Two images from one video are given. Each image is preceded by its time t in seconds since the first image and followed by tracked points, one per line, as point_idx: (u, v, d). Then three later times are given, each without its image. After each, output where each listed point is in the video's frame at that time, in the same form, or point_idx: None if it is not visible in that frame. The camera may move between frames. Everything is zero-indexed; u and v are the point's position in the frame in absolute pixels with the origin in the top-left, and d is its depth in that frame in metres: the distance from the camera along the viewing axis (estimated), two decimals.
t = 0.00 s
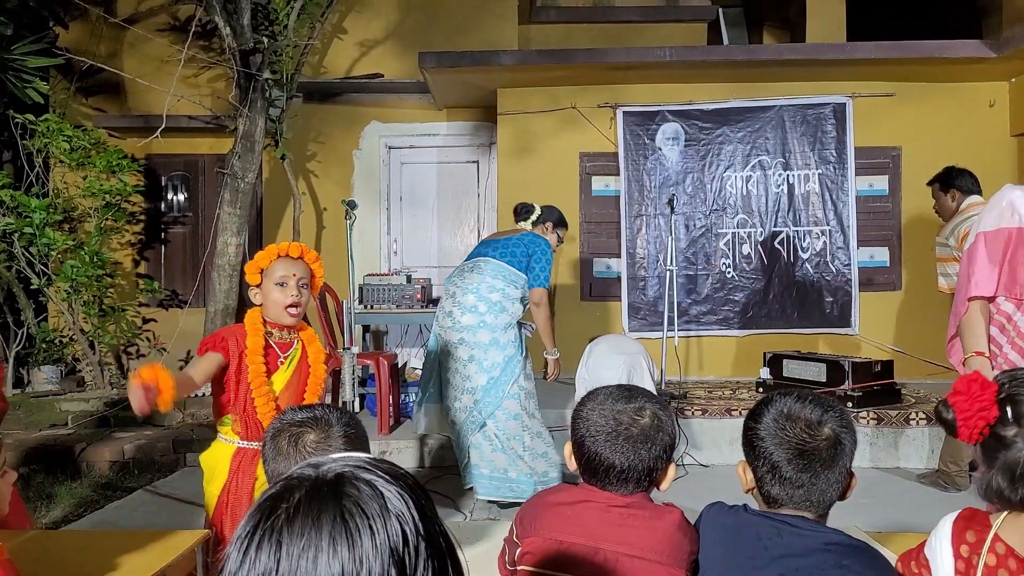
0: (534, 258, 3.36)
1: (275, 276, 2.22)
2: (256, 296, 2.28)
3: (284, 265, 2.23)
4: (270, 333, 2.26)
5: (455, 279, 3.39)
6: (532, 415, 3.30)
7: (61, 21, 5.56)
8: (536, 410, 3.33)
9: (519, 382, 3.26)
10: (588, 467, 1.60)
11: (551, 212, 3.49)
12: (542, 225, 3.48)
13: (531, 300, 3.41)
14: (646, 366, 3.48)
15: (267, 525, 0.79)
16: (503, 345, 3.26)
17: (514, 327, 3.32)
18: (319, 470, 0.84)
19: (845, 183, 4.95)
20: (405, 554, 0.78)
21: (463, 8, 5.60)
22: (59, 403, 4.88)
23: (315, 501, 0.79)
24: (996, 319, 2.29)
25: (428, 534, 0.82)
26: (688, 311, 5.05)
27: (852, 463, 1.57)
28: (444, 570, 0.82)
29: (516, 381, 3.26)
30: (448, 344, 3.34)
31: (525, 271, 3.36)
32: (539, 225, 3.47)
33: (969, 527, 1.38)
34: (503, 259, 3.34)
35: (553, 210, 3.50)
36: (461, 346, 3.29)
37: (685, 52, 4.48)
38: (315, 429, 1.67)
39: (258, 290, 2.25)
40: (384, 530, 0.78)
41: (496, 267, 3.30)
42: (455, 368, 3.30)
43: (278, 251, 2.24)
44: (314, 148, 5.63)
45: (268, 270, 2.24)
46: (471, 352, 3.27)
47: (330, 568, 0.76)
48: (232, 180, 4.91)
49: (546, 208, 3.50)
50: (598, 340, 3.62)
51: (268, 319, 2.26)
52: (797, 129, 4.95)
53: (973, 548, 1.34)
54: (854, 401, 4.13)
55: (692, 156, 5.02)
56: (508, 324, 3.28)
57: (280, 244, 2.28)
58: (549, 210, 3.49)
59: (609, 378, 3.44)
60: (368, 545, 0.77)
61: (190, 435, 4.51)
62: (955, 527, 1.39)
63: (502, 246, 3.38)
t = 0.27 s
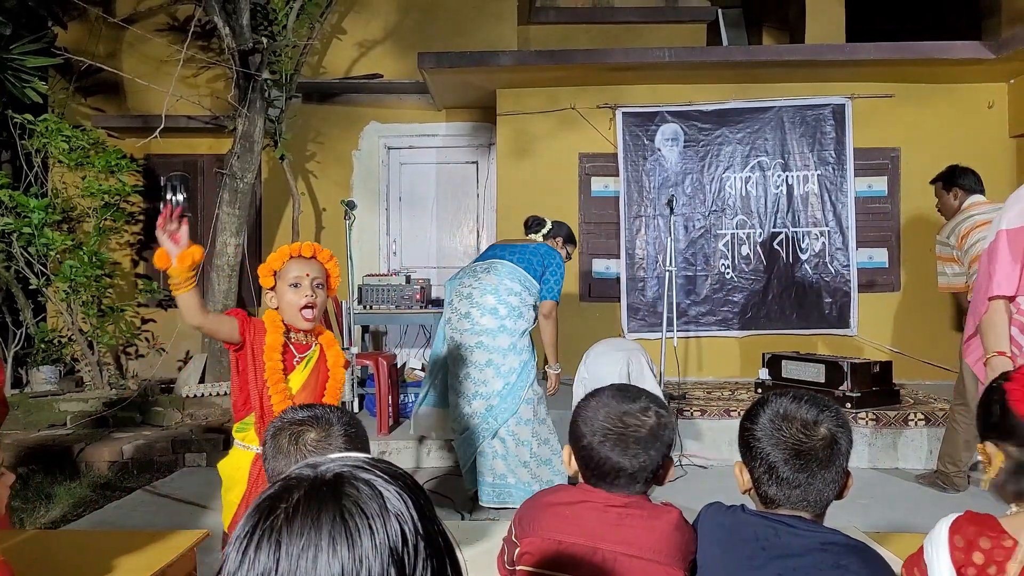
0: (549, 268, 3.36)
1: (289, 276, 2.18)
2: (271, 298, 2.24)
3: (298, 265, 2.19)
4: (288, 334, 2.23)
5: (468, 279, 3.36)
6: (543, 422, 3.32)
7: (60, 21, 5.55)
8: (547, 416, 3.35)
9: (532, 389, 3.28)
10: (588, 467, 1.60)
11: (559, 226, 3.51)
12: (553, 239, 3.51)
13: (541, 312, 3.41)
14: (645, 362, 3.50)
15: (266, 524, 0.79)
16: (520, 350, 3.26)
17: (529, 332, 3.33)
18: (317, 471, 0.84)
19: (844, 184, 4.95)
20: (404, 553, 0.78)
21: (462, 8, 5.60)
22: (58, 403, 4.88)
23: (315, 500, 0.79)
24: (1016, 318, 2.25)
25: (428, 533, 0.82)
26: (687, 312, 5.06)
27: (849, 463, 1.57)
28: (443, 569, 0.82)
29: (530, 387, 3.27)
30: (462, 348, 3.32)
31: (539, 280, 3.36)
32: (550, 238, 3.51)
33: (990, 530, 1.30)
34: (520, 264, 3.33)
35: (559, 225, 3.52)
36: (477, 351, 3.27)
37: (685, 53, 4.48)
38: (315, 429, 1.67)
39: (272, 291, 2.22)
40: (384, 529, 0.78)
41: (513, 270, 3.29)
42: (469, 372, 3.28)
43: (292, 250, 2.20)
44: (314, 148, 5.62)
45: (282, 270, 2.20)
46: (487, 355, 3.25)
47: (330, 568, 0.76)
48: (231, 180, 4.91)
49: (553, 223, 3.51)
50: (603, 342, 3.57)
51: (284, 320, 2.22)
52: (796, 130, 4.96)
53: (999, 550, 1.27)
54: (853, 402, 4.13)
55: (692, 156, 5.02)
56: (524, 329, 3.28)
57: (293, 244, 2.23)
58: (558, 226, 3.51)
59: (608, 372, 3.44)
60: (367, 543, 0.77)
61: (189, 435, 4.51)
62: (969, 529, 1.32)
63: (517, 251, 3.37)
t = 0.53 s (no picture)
0: (552, 264, 3.39)
1: (305, 274, 2.17)
2: (286, 296, 2.24)
3: (313, 263, 2.17)
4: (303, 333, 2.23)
5: (473, 280, 3.37)
6: (547, 424, 3.33)
7: (61, 18, 5.55)
8: (551, 418, 3.36)
9: (538, 390, 3.28)
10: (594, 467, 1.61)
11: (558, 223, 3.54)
12: (554, 236, 3.54)
13: (546, 306, 3.46)
14: (639, 361, 3.51)
15: (267, 523, 0.79)
16: (527, 352, 3.27)
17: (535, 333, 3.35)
18: (317, 470, 0.84)
19: (844, 186, 4.95)
20: (405, 553, 0.78)
21: (463, 8, 5.60)
22: (56, 401, 4.87)
23: (316, 499, 0.79)
24: None
25: (428, 534, 0.82)
26: (686, 313, 5.06)
27: (847, 465, 1.57)
28: (443, 569, 0.82)
29: (536, 388, 3.28)
30: (469, 349, 3.32)
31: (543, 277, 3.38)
32: (550, 235, 3.53)
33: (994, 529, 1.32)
34: (525, 263, 3.34)
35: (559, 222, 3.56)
36: (484, 352, 3.28)
37: (685, 55, 4.49)
38: (315, 428, 1.67)
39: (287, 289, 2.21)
40: (385, 528, 0.78)
41: (518, 269, 3.30)
42: (475, 373, 3.28)
43: (307, 248, 2.19)
44: (314, 147, 5.62)
45: (297, 268, 2.19)
46: (493, 356, 3.26)
47: (331, 567, 0.75)
48: (231, 179, 4.90)
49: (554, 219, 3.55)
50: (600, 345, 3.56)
51: (299, 319, 2.22)
52: (796, 133, 4.96)
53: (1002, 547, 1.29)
54: (851, 405, 4.13)
55: (692, 158, 5.02)
56: (530, 329, 3.30)
57: (309, 240, 2.22)
58: (559, 223, 3.56)
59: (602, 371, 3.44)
60: (368, 542, 0.77)
61: (187, 434, 4.51)
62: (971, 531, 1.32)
63: (520, 248, 3.38)
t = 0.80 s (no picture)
0: (552, 263, 3.37)
1: (322, 275, 2.14)
2: (301, 294, 2.22)
3: (330, 265, 2.15)
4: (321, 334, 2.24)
5: (474, 280, 3.37)
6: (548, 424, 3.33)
7: (60, 18, 5.54)
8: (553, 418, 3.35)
9: (540, 390, 3.28)
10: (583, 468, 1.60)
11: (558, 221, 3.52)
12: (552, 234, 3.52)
13: (548, 305, 3.48)
14: (636, 363, 3.50)
15: (266, 526, 0.78)
16: (528, 352, 3.27)
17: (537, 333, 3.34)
18: (315, 471, 0.84)
19: (843, 187, 4.95)
20: (404, 552, 0.78)
21: (463, 8, 5.60)
22: (55, 401, 4.87)
23: (315, 500, 0.79)
24: None
25: (428, 533, 0.82)
26: (685, 314, 5.06)
27: (846, 465, 1.57)
28: (442, 568, 0.82)
29: (537, 389, 3.27)
30: (470, 349, 3.32)
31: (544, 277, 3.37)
32: (550, 233, 3.51)
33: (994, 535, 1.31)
34: (525, 262, 3.34)
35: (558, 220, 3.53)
36: (486, 352, 3.28)
37: (685, 55, 4.49)
38: (315, 429, 1.67)
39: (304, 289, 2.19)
40: (385, 527, 0.78)
41: (519, 269, 3.30)
42: (476, 374, 3.30)
43: (325, 249, 2.15)
44: (313, 148, 5.62)
45: (314, 268, 2.17)
46: (495, 357, 3.26)
47: (332, 567, 0.75)
48: (230, 179, 4.90)
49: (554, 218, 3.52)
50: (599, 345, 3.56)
51: (314, 318, 2.22)
52: (795, 133, 4.96)
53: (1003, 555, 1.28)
54: (850, 405, 4.13)
55: (691, 159, 5.02)
56: (532, 329, 3.29)
57: (329, 241, 2.18)
58: (557, 222, 3.55)
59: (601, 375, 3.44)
60: (369, 541, 0.77)
61: (186, 434, 4.50)
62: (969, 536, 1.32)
63: (520, 248, 3.39)
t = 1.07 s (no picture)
0: (552, 262, 3.37)
1: (335, 278, 2.20)
2: (314, 296, 2.26)
3: (343, 267, 2.20)
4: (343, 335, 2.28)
5: (474, 280, 3.37)
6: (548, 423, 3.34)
7: (59, 19, 5.54)
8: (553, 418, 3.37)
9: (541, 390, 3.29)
10: (562, 463, 1.60)
11: (555, 220, 3.48)
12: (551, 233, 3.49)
13: (547, 304, 3.46)
14: (641, 368, 3.51)
15: (264, 525, 0.78)
16: (529, 352, 3.28)
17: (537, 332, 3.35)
18: (308, 468, 0.84)
19: (843, 187, 4.95)
20: (404, 543, 0.78)
21: (462, 8, 5.60)
22: (55, 402, 4.87)
23: (312, 496, 0.78)
24: None
25: (425, 525, 0.82)
26: (685, 314, 5.05)
27: (844, 465, 1.57)
28: (442, 559, 0.82)
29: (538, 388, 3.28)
30: (471, 349, 3.32)
31: (543, 276, 3.36)
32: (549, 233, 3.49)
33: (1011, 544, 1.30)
34: (525, 262, 3.33)
35: (557, 218, 3.49)
36: (487, 352, 3.29)
37: (684, 56, 4.49)
38: (315, 429, 1.68)
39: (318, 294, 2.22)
40: (384, 517, 0.78)
41: (519, 269, 3.30)
42: (477, 374, 3.30)
43: (338, 252, 2.19)
44: (312, 148, 5.62)
45: (326, 272, 2.21)
46: (496, 356, 3.27)
47: (334, 561, 0.75)
48: (229, 179, 4.91)
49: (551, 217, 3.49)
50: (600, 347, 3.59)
51: (330, 321, 2.26)
52: (795, 133, 4.96)
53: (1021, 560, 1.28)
54: (850, 405, 4.13)
55: (690, 159, 5.02)
56: (533, 329, 3.31)
57: (339, 243, 2.21)
58: (555, 221, 3.49)
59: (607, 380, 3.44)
60: (369, 531, 0.77)
61: (186, 434, 4.51)
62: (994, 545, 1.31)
63: (521, 247, 3.38)
